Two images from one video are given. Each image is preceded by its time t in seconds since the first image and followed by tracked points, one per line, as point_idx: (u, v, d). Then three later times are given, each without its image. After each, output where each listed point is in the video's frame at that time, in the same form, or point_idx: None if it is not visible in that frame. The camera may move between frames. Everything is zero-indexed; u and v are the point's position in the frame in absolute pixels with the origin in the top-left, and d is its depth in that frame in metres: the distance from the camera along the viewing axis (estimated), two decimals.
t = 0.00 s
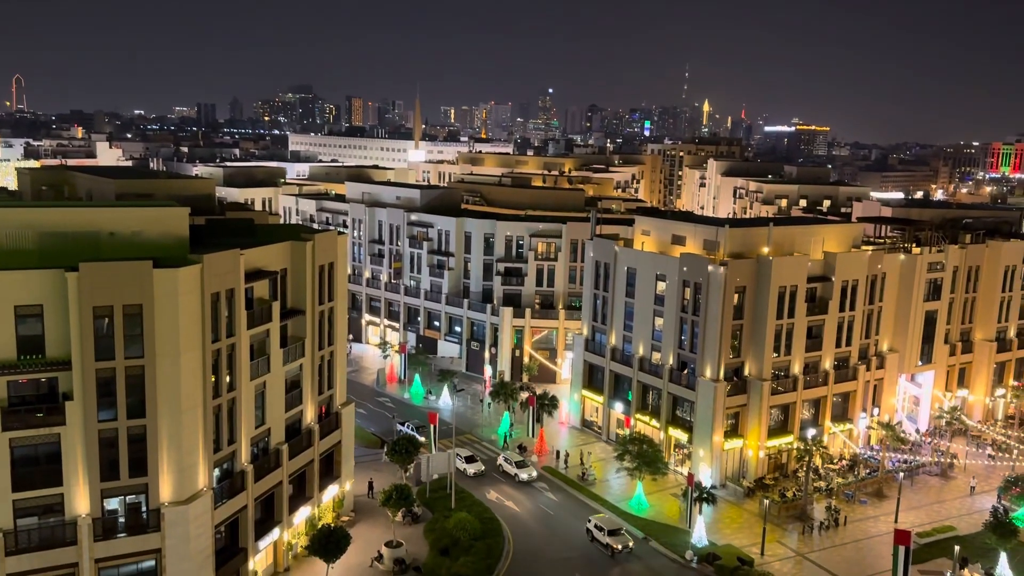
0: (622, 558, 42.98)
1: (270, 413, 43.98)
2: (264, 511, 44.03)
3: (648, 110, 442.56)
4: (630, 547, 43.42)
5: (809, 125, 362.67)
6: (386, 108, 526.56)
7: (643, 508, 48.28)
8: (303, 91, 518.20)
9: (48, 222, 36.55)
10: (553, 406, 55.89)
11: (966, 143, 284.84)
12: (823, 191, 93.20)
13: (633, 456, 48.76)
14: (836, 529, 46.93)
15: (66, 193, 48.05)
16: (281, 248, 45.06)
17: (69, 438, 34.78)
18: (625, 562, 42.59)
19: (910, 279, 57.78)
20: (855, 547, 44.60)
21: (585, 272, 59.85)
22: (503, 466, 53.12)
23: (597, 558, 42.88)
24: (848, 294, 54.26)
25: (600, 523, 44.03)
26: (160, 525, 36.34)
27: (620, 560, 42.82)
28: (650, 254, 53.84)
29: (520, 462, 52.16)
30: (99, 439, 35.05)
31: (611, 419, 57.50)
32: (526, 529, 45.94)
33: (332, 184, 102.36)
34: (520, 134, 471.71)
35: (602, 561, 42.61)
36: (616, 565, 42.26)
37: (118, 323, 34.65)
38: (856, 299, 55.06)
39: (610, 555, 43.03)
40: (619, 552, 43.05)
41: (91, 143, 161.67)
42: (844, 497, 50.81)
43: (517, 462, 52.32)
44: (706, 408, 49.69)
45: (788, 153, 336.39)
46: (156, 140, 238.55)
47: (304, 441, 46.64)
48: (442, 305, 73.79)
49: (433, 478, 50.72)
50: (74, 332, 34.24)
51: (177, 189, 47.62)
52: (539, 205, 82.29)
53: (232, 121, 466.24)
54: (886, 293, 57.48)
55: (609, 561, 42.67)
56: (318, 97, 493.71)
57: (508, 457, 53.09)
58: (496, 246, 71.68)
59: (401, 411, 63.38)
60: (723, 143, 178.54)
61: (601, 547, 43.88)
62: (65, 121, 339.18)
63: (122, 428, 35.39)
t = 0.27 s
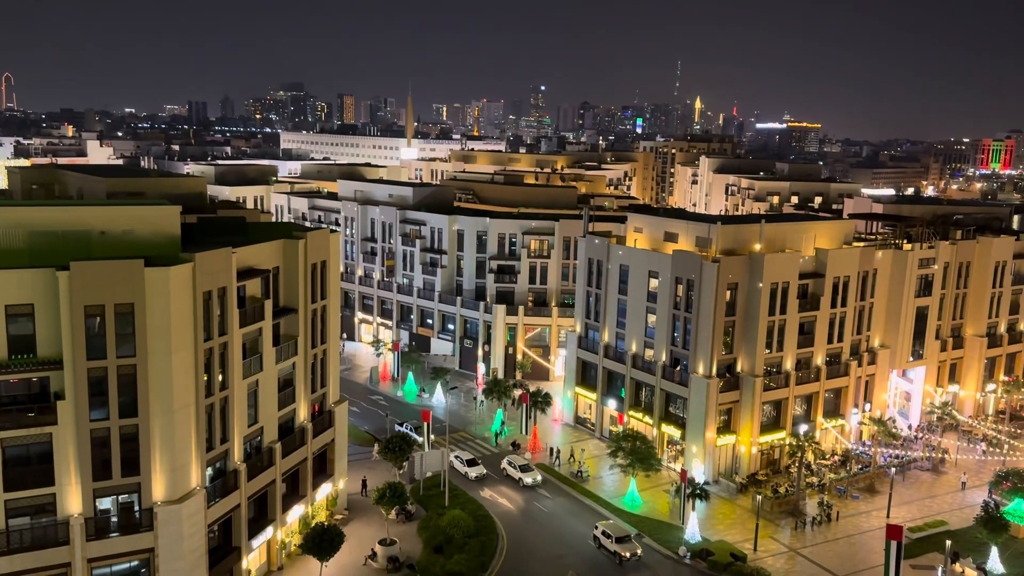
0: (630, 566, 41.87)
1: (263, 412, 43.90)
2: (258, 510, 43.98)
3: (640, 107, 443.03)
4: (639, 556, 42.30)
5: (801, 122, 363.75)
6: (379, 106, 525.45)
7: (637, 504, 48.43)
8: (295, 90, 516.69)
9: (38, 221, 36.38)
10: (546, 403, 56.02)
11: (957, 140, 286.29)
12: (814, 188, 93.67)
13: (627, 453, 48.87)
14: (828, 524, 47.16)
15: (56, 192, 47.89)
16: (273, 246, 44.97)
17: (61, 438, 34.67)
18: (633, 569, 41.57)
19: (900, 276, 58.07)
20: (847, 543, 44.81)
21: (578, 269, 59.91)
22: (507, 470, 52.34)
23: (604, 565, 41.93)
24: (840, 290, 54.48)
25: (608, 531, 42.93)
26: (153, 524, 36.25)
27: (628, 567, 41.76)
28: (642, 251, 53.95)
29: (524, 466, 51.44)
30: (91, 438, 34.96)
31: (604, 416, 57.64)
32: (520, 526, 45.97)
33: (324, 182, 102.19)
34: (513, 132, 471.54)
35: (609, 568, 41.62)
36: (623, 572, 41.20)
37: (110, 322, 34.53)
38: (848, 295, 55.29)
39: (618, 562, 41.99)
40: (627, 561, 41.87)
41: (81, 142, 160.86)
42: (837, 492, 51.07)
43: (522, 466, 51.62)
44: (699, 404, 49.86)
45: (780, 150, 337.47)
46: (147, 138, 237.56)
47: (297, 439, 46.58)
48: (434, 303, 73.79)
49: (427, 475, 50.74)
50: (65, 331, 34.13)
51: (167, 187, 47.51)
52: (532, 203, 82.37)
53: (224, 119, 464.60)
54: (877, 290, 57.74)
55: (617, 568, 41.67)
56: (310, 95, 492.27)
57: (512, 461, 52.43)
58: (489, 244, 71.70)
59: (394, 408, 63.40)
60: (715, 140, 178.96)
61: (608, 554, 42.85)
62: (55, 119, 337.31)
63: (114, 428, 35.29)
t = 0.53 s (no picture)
0: None
1: (256, 413, 43.79)
2: (251, 511, 43.87)
3: (633, 107, 443.71)
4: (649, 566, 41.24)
5: (793, 122, 364.92)
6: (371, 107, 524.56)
7: (630, 503, 48.52)
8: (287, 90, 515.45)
9: (28, 222, 36.19)
10: (539, 403, 56.06)
11: (947, 139, 287.76)
12: (806, 187, 93.98)
13: (620, 452, 48.94)
14: (821, 522, 47.32)
15: (46, 193, 47.70)
16: (264, 247, 44.85)
17: (52, 440, 34.51)
18: None
19: (892, 274, 58.32)
20: (840, 540, 44.97)
21: (571, 269, 59.96)
22: (512, 477, 51.35)
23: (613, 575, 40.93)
24: (831, 289, 54.69)
25: (617, 541, 41.85)
26: (145, 526, 36.13)
27: None
28: (635, 251, 54.04)
29: (529, 473, 50.33)
30: (83, 441, 34.81)
31: (598, 415, 57.72)
32: (514, 526, 45.96)
33: (315, 182, 102.03)
34: (506, 132, 471.46)
35: None
36: None
37: (101, 324, 34.38)
38: (839, 294, 55.50)
39: (627, 572, 40.95)
40: (637, 571, 40.82)
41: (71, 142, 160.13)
42: (829, 490, 51.25)
43: (528, 473, 50.66)
44: (691, 403, 49.97)
45: (772, 149, 338.46)
46: (137, 139, 236.58)
47: (290, 440, 46.48)
48: (427, 303, 73.74)
49: (420, 476, 50.70)
50: (56, 333, 33.97)
51: (158, 188, 47.39)
52: (525, 203, 82.42)
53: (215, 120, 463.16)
54: (868, 288, 57.97)
55: None
56: (302, 96, 491.14)
57: (517, 468, 51.31)
58: (482, 244, 71.70)
59: (388, 409, 63.34)
60: (707, 139, 179.39)
61: (617, 564, 41.79)
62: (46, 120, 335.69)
63: (105, 430, 35.14)
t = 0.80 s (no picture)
0: None
1: (247, 417, 43.65)
2: (243, 515, 43.69)
3: (624, 109, 444.65)
4: None
5: (784, 123, 366.44)
6: (362, 109, 524.06)
7: (624, 504, 48.55)
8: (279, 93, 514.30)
9: (18, 226, 35.97)
10: (532, 405, 56.06)
11: (936, 140, 289.44)
12: (796, 188, 94.33)
13: (613, 453, 48.98)
14: (813, 522, 47.44)
15: (36, 197, 47.49)
16: (256, 250, 44.74)
17: (42, 445, 34.31)
18: None
19: (882, 274, 58.58)
20: (832, 540, 45.11)
21: (563, 270, 59.99)
22: (517, 487, 50.23)
23: None
24: (822, 289, 54.90)
25: (626, 554, 40.58)
26: (137, 531, 35.97)
27: None
28: (627, 252, 54.12)
29: (536, 483, 49.32)
30: (74, 445, 34.64)
31: (591, 416, 57.77)
32: (508, 529, 45.90)
33: (307, 185, 101.84)
34: (498, 134, 471.65)
35: None
36: None
37: (91, 328, 34.23)
38: (830, 294, 55.71)
39: None
40: None
41: (60, 146, 159.37)
42: (822, 490, 51.40)
43: (534, 484, 49.55)
44: (684, 403, 50.06)
45: (763, 151, 339.65)
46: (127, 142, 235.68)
47: (282, 444, 46.34)
48: (419, 306, 73.67)
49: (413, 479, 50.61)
50: (46, 338, 33.79)
51: (149, 192, 47.26)
52: (516, 205, 82.48)
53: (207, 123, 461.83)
54: (859, 288, 58.19)
55: None
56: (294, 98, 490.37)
57: (523, 477, 50.33)
58: (474, 246, 71.70)
59: (380, 412, 63.20)
60: (698, 141, 179.99)
61: None
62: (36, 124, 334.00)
63: (96, 435, 34.98)
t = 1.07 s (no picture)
0: None
1: (238, 422, 43.48)
2: (234, 521, 43.50)
3: (616, 112, 445.89)
4: None
5: (774, 126, 368.23)
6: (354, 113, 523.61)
7: (616, 507, 48.58)
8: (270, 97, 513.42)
9: (7, 232, 35.74)
10: (524, 408, 56.07)
11: (925, 142, 291.42)
12: (785, 190, 94.76)
13: (605, 456, 49.03)
14: (805, 523, 47.56)
15: (24, 203, 47.24)
16: (246, 255, 44.61)
17: (32, 452, 34.07)
18: None
19: (872, 276, 58.88)
20: (824, 541, 45.25)
21: (554, 274, 60.05)
22: (523, 499, 49.10)
23: None
24: (812, 291, 55.15)
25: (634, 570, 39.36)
26: (127, 538, 35.76)
27: None
28: (618, 255, 54.23)
29: (541, 495, 47.98)
30: (63, 452, 34.42)
31: (583, 419, 57.82)
32: (501, 534, 45.81)
33: (297, 189, 101.70)
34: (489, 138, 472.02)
35: None
36: None
37: (81, 334, 34.07)
38: (820, 296, 55.96)
39: None
40: None
41: (49, 151, 158.55)
42: (813, 491, 51.58)
43: (539, 496, 48.40)
44: (675, 405, 50.16)
45: (754, 154, 341.16)
46: (117, 147, 234.72)
47: (273, 449, 46.17)
48: (411, 310, 73.60)
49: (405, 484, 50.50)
50: (35, 344, 33.59)
51: (138, 197, 47.10)
52: (507, 208, 82.57)
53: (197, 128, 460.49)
54: (849, 290, 58.46)
55: None
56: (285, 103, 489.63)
57: (528, 489, 49.06)
58: (465, 249, 71.72)
59: (372, 416, 63.07)
60: (688, 143, 180.65)
61: None
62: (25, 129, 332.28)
63: (86, 441, 34.78)
